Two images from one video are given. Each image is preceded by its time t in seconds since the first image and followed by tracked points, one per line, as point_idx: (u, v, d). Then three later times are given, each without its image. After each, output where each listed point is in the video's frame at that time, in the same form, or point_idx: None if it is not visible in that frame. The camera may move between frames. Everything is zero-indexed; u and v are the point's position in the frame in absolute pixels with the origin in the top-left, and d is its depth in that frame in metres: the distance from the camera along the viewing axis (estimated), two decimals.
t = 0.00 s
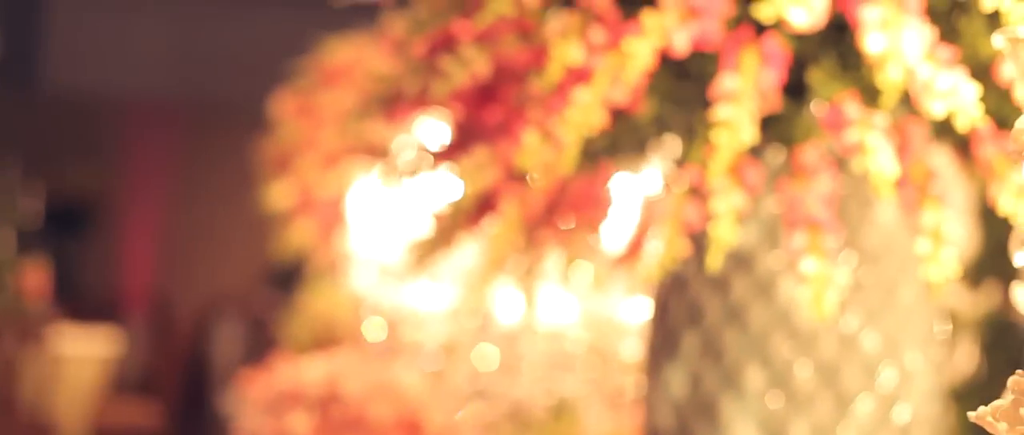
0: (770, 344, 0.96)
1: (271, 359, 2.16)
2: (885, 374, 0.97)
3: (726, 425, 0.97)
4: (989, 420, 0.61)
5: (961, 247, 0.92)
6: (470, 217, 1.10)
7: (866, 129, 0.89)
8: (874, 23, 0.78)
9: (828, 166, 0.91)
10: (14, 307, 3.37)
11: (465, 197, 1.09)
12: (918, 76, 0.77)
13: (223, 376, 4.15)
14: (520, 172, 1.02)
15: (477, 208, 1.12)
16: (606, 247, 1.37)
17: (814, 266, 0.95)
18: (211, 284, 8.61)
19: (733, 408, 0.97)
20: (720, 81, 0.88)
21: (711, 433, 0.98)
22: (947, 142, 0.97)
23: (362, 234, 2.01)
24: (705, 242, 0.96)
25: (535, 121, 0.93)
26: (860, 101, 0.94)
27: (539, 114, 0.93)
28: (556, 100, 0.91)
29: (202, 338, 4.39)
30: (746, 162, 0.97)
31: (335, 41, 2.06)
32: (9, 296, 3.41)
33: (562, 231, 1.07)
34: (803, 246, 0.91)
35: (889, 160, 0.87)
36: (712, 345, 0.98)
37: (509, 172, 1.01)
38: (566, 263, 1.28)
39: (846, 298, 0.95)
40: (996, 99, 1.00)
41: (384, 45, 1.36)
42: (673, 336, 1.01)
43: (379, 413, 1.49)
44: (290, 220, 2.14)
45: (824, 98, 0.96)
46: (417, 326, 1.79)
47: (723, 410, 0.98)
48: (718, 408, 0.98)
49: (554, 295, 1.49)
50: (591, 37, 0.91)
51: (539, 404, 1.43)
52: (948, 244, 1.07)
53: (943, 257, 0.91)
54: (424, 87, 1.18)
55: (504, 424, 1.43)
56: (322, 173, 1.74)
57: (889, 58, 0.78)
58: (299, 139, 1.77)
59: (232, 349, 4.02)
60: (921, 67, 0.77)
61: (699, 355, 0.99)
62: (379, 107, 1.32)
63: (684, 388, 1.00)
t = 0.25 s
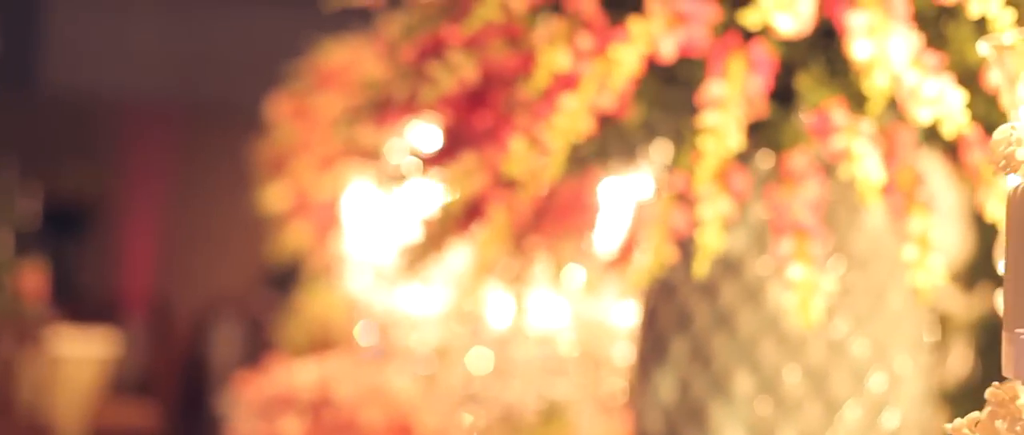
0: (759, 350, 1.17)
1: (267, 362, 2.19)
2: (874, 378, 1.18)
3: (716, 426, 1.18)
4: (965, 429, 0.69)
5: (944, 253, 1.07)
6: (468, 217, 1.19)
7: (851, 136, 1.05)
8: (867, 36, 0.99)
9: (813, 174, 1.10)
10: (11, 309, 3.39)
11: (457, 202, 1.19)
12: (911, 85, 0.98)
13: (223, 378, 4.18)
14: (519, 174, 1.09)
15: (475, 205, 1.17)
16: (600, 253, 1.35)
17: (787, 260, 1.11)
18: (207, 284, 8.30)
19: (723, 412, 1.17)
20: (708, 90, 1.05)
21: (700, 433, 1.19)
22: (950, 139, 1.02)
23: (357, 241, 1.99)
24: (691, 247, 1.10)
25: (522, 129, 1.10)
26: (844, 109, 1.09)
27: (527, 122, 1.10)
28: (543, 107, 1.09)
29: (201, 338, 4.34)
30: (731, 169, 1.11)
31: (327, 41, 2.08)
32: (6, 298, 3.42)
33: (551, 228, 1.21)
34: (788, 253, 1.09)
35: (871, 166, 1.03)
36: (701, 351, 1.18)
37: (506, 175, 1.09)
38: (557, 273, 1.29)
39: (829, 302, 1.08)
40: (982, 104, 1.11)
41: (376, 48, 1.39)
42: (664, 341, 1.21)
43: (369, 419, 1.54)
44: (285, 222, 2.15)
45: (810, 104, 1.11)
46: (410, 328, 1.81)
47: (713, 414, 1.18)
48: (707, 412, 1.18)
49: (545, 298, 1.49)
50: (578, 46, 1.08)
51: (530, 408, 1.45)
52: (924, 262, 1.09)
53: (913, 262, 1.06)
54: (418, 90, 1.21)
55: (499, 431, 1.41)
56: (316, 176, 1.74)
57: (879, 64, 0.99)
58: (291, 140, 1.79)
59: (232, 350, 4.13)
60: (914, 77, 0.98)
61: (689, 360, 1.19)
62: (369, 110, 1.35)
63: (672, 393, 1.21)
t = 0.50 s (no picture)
0: (746, 355, 1.17)
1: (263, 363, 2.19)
2: (862, 383, 1.18)
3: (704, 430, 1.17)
4: None
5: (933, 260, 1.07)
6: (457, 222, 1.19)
7: (838, 142, 1.05)
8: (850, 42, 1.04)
9: (801, 180, 1.09)
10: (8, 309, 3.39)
11: (447, 207, 1.19)
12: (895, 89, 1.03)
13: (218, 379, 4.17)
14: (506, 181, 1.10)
15: (464, 211, 1.18)
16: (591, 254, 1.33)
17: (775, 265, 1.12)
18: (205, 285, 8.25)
19: (711, 418, 1.17)
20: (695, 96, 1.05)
21: None
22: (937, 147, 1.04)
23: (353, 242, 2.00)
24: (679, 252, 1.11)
25: (509, 136, 1.10)
26: (829, 116, 1.09)
27: (513, 129, 1.10)
28: (531, 114, 1.09)
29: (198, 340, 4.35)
30: (721, 176, 1.11)
31: (322, 42, 2.08)
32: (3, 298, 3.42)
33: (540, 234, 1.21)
34: (778, 259, 1.10)
35: (859, 173, 1.03)
36: (690, 356, 1.18)
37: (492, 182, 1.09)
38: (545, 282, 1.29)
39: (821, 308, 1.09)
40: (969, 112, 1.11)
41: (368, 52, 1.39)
42: (653, 347, 1.20)
43: (359, 420, 1.62)
44: (281, 223, 2.15)
45: (796, 111, 1.11)
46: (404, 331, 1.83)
47: (701, 419, 1.17)
48: (696, 417, 1.18)
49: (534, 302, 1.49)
50: (565, 52, 1.07)
51: (521, 411, 1.48)
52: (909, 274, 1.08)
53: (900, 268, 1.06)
54: (407, 95, 1.21)
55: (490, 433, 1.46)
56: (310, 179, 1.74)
57: (863, 74, 1.04)
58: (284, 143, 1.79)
59: (230, 350, 4.13)
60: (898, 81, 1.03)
61: (678, 366, 1.18)
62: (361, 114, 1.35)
63: (662, 399, 1.20)
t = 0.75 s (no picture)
0: (735, 361, 1.17)
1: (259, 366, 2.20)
2: (852, 388, 1.18)
3: None
4: None
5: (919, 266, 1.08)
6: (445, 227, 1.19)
7: (824, 149, 1.05)
8: (836, 50, 1.04)
9: (789, 186, 1.09)
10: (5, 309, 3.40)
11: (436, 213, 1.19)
12: (881, 98, 1.04)
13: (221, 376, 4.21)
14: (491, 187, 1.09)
15: (452, 217, 1.18)
16: (583, 257, 1.34)
17: (762, 272, 1.12)
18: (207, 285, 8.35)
19: (699, 423, 1.17)
20: (681, 102, 1.06)
21: None
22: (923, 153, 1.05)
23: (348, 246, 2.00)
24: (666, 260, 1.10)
25: (496, 142, 1.10)
26: (818, 121, 1.09)
27: (499, 136, 1.10)
28: (517, 121, 1.09)
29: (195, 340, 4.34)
30: (707, 182, 1.10)
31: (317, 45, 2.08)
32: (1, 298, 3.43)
33: (529, 239, 1.19)
34: (763, 264, 1.09)
35: (846, 179, 1.03)
36: (679, 362, 1.18)
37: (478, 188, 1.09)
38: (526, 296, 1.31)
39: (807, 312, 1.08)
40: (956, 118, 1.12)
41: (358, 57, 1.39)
42: (642, 352, 1.20)
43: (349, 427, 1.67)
44: (276, 226, 2.16)
45: (786, 116, 1.11)
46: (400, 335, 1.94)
47: (689, 425, 1.17)
48: (684, 423, 1.17)
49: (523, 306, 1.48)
50: (552, 59, 1.08)
51: (515, 415, 1.54)
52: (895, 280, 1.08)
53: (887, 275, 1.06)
54: (395, 101, 1.21)
55: None
56: (305, 182, 1.75)
57: (849, 80, 1.04)
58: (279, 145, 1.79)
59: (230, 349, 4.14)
60: (884, 90, 1.04)
61: (666, 371, 1.18)
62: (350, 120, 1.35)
63: (650, 404, 1.19)
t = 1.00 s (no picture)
0: (724, 366, 1.18)
1: (256, 367, 2.20)
2: (840, 394, 1.19)
3: None
4: None
5: (905, 272, 1.08)
6: (433, 233, 1.19)
7: (811, 156, 1.04)
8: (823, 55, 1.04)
9: (777, 192, 1.08)
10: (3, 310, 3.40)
11: (423, 219, 1.19)
12: (867, 104, 1.03)
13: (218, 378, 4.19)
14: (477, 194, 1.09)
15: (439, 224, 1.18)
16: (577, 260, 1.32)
17: (748, 278, 1.12)
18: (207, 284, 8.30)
19: (688, 427, 1.18)
20: (668, 109, 1.05)
21: None
22: (910, 161, 1.05)
23: (344, 248, 2.00)
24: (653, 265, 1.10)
25: (482, 148, 1.10)
26: (805, 126, 1.09)
27: (486, 143, 1.10)
28: (504, 127, 1.09)
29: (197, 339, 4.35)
30: (694, 187, 1.10)
31: (313, 46, 2.07)
32: None
33: (518, 244, 1.19)
34: (750, 271, 1.10)
35: (832, 186, 1.03)
36: (668, 367, 1.19)
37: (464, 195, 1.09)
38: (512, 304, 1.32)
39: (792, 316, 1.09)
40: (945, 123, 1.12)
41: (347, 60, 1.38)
42: (631, 358, 1.21)
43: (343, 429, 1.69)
44: (272, 227, 2.15)
45: (774, 122, 1.11)
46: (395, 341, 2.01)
47: (678, 429, 1.18)
48: (673, 427, 1.19)
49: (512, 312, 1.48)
50: (539, 64, 1.08)
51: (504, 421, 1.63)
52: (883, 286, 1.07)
53: (873, 281, 1.06)
54: (384, 106, 1.22)
55: None
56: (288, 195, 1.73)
57: (835, 85, 1.04)
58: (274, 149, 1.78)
59: (229, 350, 4.14)
60: (870, 96, 1.03)
61: (656, 377, 1.20)
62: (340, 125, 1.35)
63: (640, 409, 1.21)
